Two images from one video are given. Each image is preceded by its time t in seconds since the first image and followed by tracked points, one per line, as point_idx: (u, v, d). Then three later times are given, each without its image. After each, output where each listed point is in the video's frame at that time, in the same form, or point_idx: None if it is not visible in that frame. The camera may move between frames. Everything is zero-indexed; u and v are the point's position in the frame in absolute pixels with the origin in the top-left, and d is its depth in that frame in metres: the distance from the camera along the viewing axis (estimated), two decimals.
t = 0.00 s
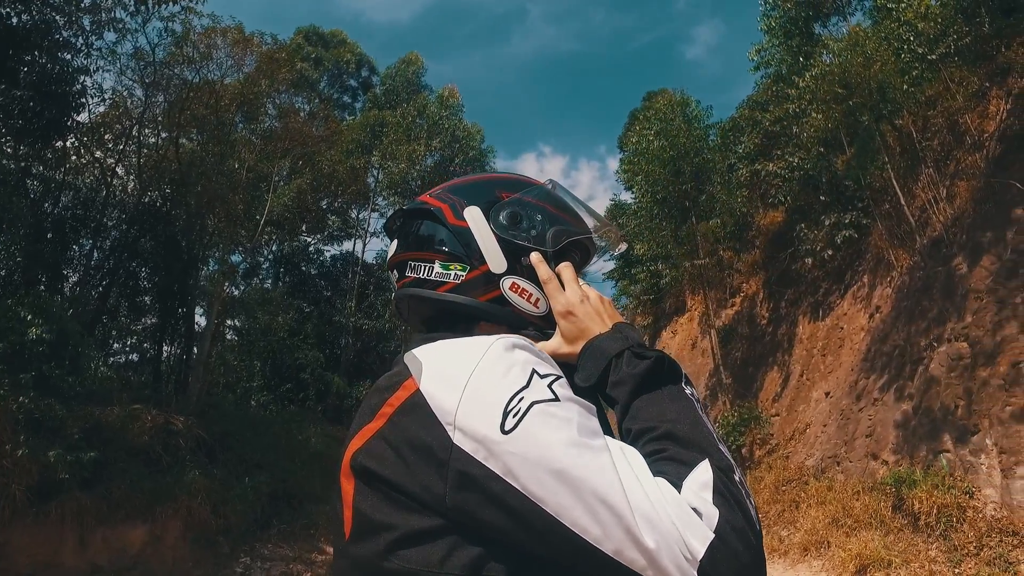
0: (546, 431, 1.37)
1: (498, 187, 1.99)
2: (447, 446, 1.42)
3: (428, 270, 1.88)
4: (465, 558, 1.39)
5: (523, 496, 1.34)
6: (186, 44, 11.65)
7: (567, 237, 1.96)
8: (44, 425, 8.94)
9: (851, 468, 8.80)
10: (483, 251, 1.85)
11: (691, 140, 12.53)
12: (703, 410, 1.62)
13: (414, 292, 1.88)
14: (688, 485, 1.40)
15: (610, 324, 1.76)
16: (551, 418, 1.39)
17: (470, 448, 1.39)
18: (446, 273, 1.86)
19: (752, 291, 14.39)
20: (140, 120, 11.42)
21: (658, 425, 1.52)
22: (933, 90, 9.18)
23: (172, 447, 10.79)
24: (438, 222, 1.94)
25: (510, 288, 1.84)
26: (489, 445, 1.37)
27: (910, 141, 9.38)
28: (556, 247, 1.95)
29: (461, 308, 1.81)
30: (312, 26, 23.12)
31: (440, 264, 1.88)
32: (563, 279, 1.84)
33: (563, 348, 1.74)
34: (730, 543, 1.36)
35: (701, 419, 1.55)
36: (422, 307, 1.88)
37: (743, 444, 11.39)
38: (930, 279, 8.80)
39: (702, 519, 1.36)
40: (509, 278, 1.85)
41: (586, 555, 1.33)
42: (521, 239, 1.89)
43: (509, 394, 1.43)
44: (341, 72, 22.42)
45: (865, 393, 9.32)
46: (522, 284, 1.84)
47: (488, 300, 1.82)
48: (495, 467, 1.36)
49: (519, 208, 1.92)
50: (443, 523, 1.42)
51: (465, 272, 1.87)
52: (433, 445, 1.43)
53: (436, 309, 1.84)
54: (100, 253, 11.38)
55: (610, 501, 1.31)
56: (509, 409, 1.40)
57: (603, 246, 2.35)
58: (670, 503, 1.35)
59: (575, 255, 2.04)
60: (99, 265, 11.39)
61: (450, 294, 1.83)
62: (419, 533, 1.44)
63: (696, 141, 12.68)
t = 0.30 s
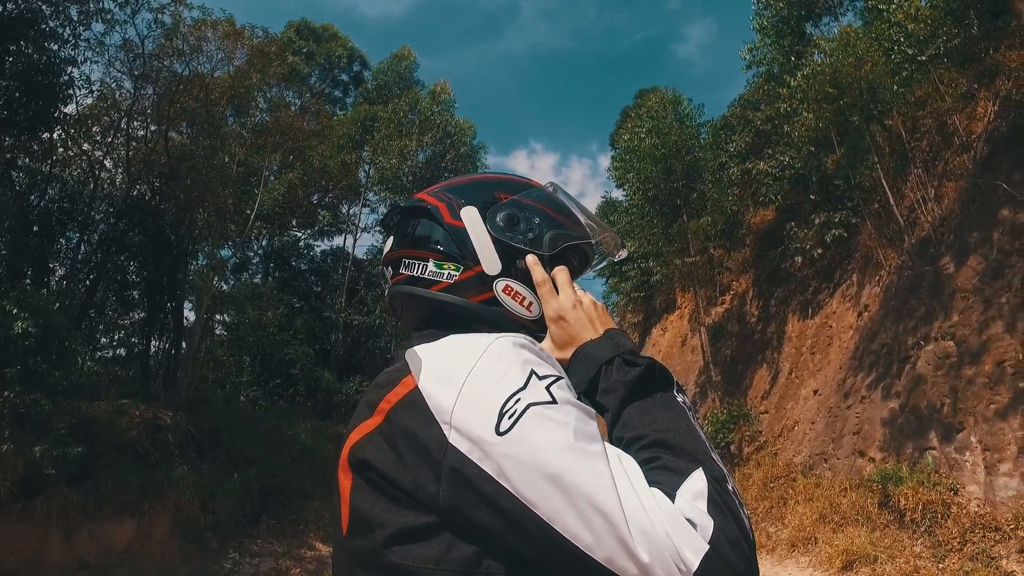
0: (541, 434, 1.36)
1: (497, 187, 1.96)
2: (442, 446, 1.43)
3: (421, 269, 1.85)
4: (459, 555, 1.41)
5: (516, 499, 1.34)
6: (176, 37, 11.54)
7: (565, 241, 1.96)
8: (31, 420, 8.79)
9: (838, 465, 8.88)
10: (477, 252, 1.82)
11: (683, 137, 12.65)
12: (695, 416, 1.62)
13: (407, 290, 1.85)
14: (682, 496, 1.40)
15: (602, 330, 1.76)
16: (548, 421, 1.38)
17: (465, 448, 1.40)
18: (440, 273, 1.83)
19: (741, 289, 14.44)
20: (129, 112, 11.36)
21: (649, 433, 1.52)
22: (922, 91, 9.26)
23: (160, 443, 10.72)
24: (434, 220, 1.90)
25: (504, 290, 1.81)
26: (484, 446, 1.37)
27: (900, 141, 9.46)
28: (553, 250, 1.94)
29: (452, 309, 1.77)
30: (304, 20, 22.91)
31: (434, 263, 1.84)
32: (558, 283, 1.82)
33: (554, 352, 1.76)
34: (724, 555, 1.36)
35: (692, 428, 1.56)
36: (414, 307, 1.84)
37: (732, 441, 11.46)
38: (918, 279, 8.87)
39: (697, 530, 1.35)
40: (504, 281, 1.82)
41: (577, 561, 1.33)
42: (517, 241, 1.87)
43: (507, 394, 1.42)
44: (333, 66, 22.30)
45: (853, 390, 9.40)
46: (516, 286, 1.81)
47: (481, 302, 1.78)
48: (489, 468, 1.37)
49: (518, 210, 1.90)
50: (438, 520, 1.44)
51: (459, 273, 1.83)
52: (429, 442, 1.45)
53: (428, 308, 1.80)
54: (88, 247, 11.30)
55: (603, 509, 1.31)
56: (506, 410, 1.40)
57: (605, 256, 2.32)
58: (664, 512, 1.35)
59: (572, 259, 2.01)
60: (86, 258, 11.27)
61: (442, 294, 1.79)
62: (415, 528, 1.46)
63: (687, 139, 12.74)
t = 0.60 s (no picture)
0: (537, 429, 1.34)
1: (489, 185, 1.94)
2: (437, 440, 1.42)
3: (416, 266, 1.81)
4: (455, 550, 1.40)
5: (510, 494, 1.33)
6: (162, 26, 11.39)
7: (559, 235, 1.93)
8: (12, 413, 8.67)
9: (823, 460, 8.98)
10: (472, 249, 1.80)
11: (672, 134, 12.67)
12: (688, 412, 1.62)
13: (401, 287, 1.81)
14: (679, 491, 1.39)
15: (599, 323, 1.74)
16: (544, 416, 1.36)
17: (460, 442, 1.39)
18: (435, 270, 1.80)
19: (729, 285, 14.52)
20: (115, 102, 11.19)
21: (644, 429, 1.51)
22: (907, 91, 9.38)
23: (145, 436, 10.61)
24: (426, 217, 1.88)
25: (500, 286, 1.79)
26: (478, 440, 1.37)
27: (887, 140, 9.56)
28: (547, 245, 1.91)
29: (449, 306, 1.75)
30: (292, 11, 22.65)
31: (428, 260, 1.81)
32: (554, 278, 1.82)
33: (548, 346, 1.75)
34: (721, 551, 1.35)
35: (686, 423, 1.55)
36: (410, 305, 1.81)
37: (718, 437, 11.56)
38: (903, 276, 8.96)
39: (693, 527, 1.34)
40: (500, 277, 1.80)
41: (572, 558, 1.31)
42: (511, 238, 1.84)
43: (503, 389, 1.41)
44: (322, 59, 22.10)
45: (838, 386, 9.49)
46: (512, 283, 1.80)
47: (477, 299, 1.76)
48: (484, 462, 1.36)
49: (511, 205, 1.88)
50: (434, 515, 1.43)
51: (454, 270, 1.81)
52: (426, 436, 1.44)
53: (424, 305, 1.78)
54: (71, 239, 11.20)
55: (599, 505, 1.28)
56: (500, 404, 1.39)
57: (596, 247, 2.30)
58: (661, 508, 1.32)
59: (566, 252, 1.99)
60: (69, 250, 11.14)
61: (438, 292, 1.77)
62: (411, 523, 1.45)
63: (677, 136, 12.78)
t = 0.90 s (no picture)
0: (535, 421, 1.33)
1: (477, 175, 1.87)
2: (434, 433, 1.40)
3: (410, 261, 1.75)
4: (452, 542, 1.37)
5: (509, 486, 1.31)
6: (148, 14, 11.21)
7: (553, 223, 1.86)
8: None
9: (807, 455, 9.08)
10: (467, 240, 1.74)
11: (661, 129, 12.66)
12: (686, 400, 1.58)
13: (396, 284, 1.75)
14: (677, 481, 1.36)
15: (596, 313, 1.68)
16: (542, 408, 1.35)
17: (457, 436, 1.37)
18: (430, 263, 1.73)
19: (716, 281, 14.65)
20: (98, 90, 11.00)
21: (643, 418, 1.48)
22: (894, 91, 9.50)
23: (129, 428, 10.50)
24: (418, 211, 1.81)
25: (497, 276, 1.72)
26: (476, 433, 1.35)
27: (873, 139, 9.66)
28: (541, 233, 1.84)
29: (445, 299, 1.69)
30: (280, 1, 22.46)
31: (423, 254, 1.75)
32: (549, 267, 1.74)
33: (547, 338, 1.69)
34: (720, 541, 1.32)
35: (685, 412, 1.51)
36: (405, 303, 1.75)
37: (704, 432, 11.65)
38: (887, 274, 9.05)
39: (692, 515, 1.31)
40: (497, 267, 1.73)
41: (571, 549, 1.29)
42: (505, 227, 1.78)
43: (500, 381, 1.39)
44: (310, 51, 21.92)
45: (823, 382, 9.58)
46: (508, 271, 1.74)
47: (474, 291, 1.70)
48: (482, 455, 1.34)
49: (502, 195, 1.81)
50: (430, 508, 1.41)
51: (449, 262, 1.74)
52: (422, 429, 1.42)
53: (420, 300, 1.72)
54: (54, 228, 11.11)
55: (598, 496, 1.27)
56: (498, 397, 1.37)
57: (595, 235, 2.20)
58: (660, 498, 1.31)
59: (559, 242, 1.93)
60: (51, 241, 11.03)
61: (433, 285, 1.71)
62: (405, 515, 1.42)
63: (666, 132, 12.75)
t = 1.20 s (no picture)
0: (532, 412, 1.30)
1: (477, 164, 1.85)
2: (431, 428, 1.38)
3: (413, 247, 1.73)
4: (450, 537, 1.37)
5: (507, 478, 1.29)
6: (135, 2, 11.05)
7: (552, 213, 1.85)
8: None
9: (793, 450, 9.16)
10: (470, 224, 1.73)
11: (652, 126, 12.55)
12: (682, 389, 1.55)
13: (397, 271, 1.73)
14: (675, 471, 1.34)
15: (596, 302, 1.65)
16: (540, 400, 1.32)
17: (454, 430, 1.35)
18: (433, 249, 1.71)
19: (705, 278, 14.88)
20: (83, 80, 10.84)
21: (641, 409, 1.44)
22: (884, 90, 9.58)
23: (116, 422, 10.41)
24: (419, 198, 1.79)
25: (501, 262, 1.72)
26: (474, 426, 1.33)
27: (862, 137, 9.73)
28: (542, 221, 1.82)
29: (451, 284, 1.68)
30: None
31: (426, 240, 1.73)
32: (551, 257, 1.71)
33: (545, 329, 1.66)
34: (717, 529, 1.32)
35: (683, 403, 1.48)
36: (406, 290, 1.73)
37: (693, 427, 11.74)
38: (875, 271, 9.14)
39: (690, 506, 1.30)
40: (501, 252, 1.73)
41: (570, 540, 1.28)
42: (507, 214, 1.77)
43: (497, 373, 1.36)
44: (300, 42, 21.76)
45: (810, 378, 9.67)
46: (512, 256, 1.73)
47: (477, 276, 1.69)
48: (479, 448, 1.32)
49: (503, 183, 1.80)
50: (427, 504, 1.40)
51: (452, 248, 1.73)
52: (418, 425, 1.40)
53: (423, 287, 1.70)
54: (39, 219, 10.89)
55: (598, 487, 1.25)
56: (495, 389, 1.34)
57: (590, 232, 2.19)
58: (660, 489, 1.29)
59: (557, 233, 1.92)
60: (35, 232, 10.84)
61: (437, 270, 1.69)
62: (403, 512, 1.42)
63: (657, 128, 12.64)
